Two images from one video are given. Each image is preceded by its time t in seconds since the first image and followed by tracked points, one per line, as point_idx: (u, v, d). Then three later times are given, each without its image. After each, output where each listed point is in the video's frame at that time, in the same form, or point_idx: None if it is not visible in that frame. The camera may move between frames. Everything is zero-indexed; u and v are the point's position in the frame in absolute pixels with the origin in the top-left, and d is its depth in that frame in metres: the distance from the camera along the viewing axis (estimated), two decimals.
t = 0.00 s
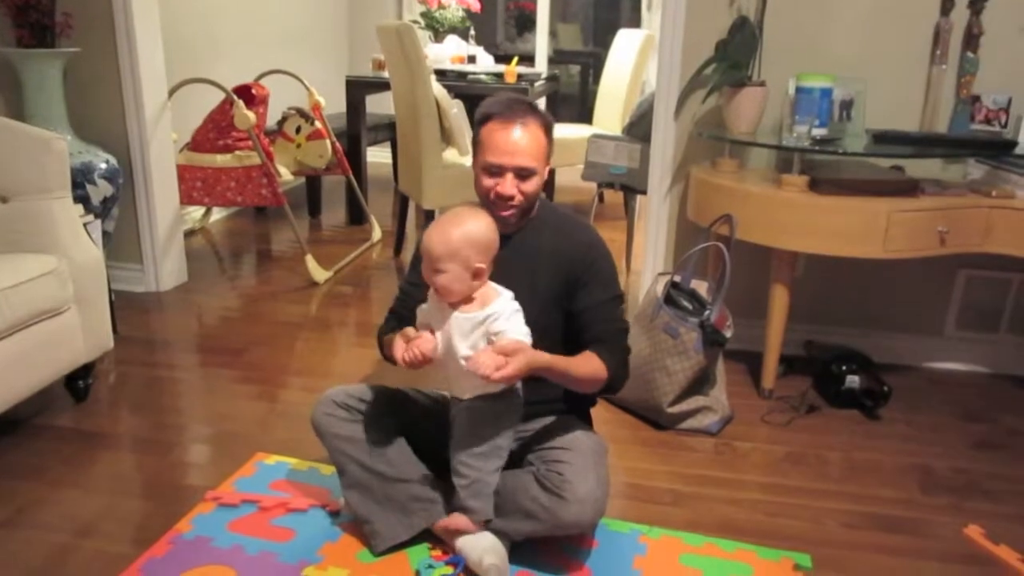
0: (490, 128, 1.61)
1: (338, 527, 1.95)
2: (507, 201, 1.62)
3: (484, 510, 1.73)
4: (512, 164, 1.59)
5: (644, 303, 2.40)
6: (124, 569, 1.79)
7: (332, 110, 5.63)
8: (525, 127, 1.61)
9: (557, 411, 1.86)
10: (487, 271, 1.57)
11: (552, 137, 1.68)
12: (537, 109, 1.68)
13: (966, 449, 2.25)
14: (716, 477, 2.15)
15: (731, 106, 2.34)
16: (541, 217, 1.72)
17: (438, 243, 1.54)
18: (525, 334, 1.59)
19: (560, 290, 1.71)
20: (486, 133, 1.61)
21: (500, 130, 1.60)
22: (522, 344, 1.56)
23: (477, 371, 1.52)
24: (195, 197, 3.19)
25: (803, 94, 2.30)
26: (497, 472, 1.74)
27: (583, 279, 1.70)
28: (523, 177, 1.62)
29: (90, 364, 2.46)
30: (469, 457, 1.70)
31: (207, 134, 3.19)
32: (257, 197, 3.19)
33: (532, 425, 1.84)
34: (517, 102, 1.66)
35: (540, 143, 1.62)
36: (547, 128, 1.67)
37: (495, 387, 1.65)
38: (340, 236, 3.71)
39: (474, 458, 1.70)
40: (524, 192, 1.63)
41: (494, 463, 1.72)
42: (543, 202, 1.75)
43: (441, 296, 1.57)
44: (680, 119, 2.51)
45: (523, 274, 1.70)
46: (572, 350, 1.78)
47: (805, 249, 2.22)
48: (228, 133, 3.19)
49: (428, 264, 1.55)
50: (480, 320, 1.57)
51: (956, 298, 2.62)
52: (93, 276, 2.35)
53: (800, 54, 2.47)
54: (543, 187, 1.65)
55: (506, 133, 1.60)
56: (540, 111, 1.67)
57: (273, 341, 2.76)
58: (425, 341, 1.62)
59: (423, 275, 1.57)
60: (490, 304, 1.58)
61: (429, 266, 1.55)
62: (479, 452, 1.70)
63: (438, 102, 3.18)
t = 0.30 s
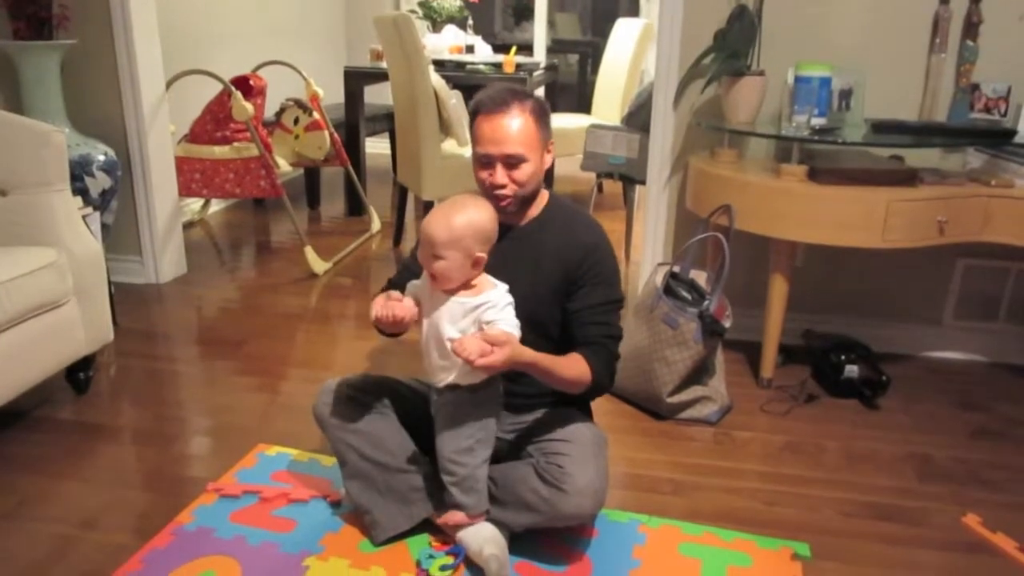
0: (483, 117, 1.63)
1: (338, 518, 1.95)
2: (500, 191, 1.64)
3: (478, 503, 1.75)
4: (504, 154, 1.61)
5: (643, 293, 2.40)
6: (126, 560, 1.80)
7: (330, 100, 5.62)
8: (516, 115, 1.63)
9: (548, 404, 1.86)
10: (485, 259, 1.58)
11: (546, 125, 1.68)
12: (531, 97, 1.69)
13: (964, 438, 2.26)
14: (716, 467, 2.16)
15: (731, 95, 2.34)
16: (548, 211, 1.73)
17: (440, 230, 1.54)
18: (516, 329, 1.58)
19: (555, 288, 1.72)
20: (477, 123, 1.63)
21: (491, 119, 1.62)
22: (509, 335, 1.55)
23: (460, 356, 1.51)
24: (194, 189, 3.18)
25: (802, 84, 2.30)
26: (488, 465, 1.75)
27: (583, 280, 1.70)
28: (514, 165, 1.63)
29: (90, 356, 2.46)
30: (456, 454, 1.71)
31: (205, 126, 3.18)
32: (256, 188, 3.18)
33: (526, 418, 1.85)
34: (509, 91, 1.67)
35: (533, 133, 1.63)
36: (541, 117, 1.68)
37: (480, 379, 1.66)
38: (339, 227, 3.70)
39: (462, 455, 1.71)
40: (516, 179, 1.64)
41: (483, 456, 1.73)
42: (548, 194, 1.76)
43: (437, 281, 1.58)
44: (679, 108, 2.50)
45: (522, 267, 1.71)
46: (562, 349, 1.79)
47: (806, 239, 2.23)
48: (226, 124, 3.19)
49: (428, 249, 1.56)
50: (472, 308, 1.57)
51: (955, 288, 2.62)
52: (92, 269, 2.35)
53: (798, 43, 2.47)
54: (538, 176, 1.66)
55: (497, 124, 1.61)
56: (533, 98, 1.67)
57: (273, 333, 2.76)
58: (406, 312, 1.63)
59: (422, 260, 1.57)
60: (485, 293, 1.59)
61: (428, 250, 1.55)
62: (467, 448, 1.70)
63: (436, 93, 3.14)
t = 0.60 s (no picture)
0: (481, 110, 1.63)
1: (341, 507, 1.96)
2: (502, 183, 1.64)
3: (485, 492, 1.75)
4: (503, 146, 1.61)
5: (644, 282, 2.39)
6: (130, 551, 1.81)
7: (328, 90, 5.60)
8: (515, 105, 1.63)
9: (559, 390, 1.88)
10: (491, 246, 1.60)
11: (543, 114, 1.68)
12: (528, 87, 1.69)
13: (964, 423, 2.27)
14: (717, 454, 2.17)
15: (729, 82, 2.34)
16: (551, 198, 1.73)
17: (445, 223, 1.54)
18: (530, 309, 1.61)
19: (563, 273, 1.73)
20: (476, 115, 1.63)
21: (489, 110, 1.62)
22: (530, 316, 1.57)
23: (484, 338, 1.52)
24: (192, 180, 3.16)
25: (800, 70, 2.30)
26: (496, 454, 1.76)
27: (590, 263, 1.71)
28: (515, 156, 1.63)
29: (92, 349, 2.47)
30: (467, 442, 1.71)
31: (202, 118, 3.17)
32: (255, 180, 3.18)
33: (534, 406, 1.85)
34: (506, 82, 1.67)
35: (531, 122, 1.63)
36: (538, 106, 1.68)
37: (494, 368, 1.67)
38: (337, 218, 3.70)
39: (473, 443, 1.72)
40: (518, 170, 1.64)
41: (494, 446, 1.74)
42: (549, 182, 1.77)
43: (445, 276, 1.58)
44: (677, 95, 2.49)
45: (529, 255, 1.72)
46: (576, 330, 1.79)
47: (806, 225, 2.24)
48: (223, 116, 3.18)
49: (433, 246, 1.56)
50: (485, 296, 1.59)
51: (955, 273, 2.62)
52: (92, 262, 2.35)
53: (796, 29, 2.46)
54: (538, 166, 1.66)
55: (495, 116, 1.61)
56: (531, 89, 1.67)
57: (273, 324, 2.77)
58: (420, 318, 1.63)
59: (427, 258, 1.57)
60: (492, 279, 1.61)
61: (434, 246, 1.55)
62: (479, 436, 1.71)
63: (433, 83, 3.13)
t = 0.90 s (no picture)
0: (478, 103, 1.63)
1: (342, 500, 1.96)
2: (498, 175, 1.65)
3: (488, 481, 1.75)
4: (499, 138, 1.61)
5: (644, 274, 2.38)
6: (133, 543, 1.81)
7: (328, 83, 5.59)
8: (512, 98, 1.63)
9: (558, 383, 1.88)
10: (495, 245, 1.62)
11: (540, 107, 1.69)
12: (525, 79, 1.69)
13: (964, 415, 2.27)
14: (717, 446, 2.17)
15: (729, 74, 2.34)
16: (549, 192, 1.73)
17: (453, 217, 1.55)
18: (525, 316, 1.60)
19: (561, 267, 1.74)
20: (472, 106, 1.63)
21: (486, 102, 1.62)
22: (519, 328, 1.58)
23: (469, 353, 1.54)
24: (193, 174, 3.17)
25: (801, 62, 2.30)
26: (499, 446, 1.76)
27: (586, 259, 1.72)
28: (510, 148, 1.64)
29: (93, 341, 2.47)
30: (472, 430, 1.72)
31: (203, 111, 3.17)
32: (256, 172, 3.19)
33: (534, 398, 1.86)
34: (504, 75, 1.68)
35: (528, 115, 1.63)
36: (534, 100, 1.69)
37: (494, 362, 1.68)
38: (337, 211, 3.70)
39: (478, 432, 1.72)
40: (513, 163, 1.65)
41: (498, 435, 1.74)
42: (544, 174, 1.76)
43: (450, 270, 1.58)
44: (678, 88, 2.48)
45: (529, 250, 1.73)
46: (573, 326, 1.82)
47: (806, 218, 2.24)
48: (224, 109, 3.18)
49: (441, 240, 1.56)
50: (481, 300, 1.60)
51: (956, 265, 2.62)
52: (93, 254, 2.36)
53: (796, 21, 2.45)
54: (534, 159, 1.67)
55: (491, 108, 1.61)
56: (528, 82, 1.68)
57: (274, 316, 2.77)
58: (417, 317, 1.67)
59: (433, 251, 1.56)
60: (491, 281, 1.61)
61: (441, 240, 1.55)
62: (484, 424, 1.72)
63: (434, 75, 3.13)
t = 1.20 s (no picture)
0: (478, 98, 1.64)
1: (338, 505, 1.92)
2: (494, 174, 1.66)
3: (482, 489, 1.71)
4: (497, 136, 1.62)
5: (646, 276, 2.34)
6: (124, 547, 1.77)
7: (326, 78, 5.54)
8: (513, 95, 1.62)
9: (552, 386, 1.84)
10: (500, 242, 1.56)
11: (542, 104, 1.68)
12: (529, 75, 1.68)
13: (972, 419, 2.23)
14: (721, 451, 2.12)
15: (734, 72, 2.30)
16: (546, 191, 1.73)
17: (454, 219, 1.52)
18: (511, 322, 1.56)
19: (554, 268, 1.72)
20: (474, 101, 1.63)
21: (487, 98, 1.62)
22: (498, 331, 1.53)
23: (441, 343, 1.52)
24: (187, 170, 3.13)
25: (807, 59, 2.27)
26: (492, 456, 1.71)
27: (578, 260, 1.70)
28: (508, 146, 1.64)
29: (85, 340, 2.42)
30: (463, 439, 1.67)
31: (198, 107, 3.13)
32: (251, 169, 3.13)
33: (531, 403, 1.82)
34: (508, 69, 1.67)
35: (528, 115, 1.63)
36: (537, 96, 1.68)
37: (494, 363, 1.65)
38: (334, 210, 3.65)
39: (468, 440, 1.67)
40: (511, 161, 1.65)
41: (490, 443, 1.69)
42: (545, 175, 1.76)
43: (453, 270, 1.56)
44: (681, 86, 2.44)
45: (522, 246, 1.72)
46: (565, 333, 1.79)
47: (812, 219, 2.20)
48: (219, 105, 3.13)
49: (443, 242, 1.54)
50: (473, 294, 1.58)
51: (963, 266, 2.58)
52: (85, 251, 2.31)
53: (801, 17, 2.41)
54: (533, 158, 1.67)
55: (491, 105, 1.61)
56: (532, 78, 1.67)
57: (269, 315, 2.72)
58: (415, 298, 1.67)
59: (436, 253, 1.55)
60: (489, 278, 1.58)
61: (443, 243, 1.53)
62: (475, 434, 1.67)
63: (433, 71, 3.09)
